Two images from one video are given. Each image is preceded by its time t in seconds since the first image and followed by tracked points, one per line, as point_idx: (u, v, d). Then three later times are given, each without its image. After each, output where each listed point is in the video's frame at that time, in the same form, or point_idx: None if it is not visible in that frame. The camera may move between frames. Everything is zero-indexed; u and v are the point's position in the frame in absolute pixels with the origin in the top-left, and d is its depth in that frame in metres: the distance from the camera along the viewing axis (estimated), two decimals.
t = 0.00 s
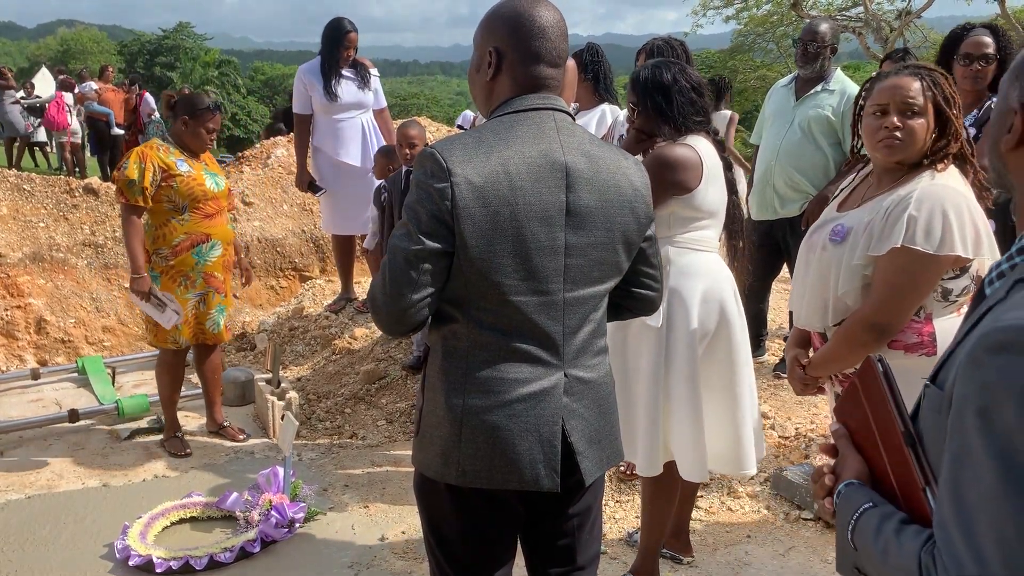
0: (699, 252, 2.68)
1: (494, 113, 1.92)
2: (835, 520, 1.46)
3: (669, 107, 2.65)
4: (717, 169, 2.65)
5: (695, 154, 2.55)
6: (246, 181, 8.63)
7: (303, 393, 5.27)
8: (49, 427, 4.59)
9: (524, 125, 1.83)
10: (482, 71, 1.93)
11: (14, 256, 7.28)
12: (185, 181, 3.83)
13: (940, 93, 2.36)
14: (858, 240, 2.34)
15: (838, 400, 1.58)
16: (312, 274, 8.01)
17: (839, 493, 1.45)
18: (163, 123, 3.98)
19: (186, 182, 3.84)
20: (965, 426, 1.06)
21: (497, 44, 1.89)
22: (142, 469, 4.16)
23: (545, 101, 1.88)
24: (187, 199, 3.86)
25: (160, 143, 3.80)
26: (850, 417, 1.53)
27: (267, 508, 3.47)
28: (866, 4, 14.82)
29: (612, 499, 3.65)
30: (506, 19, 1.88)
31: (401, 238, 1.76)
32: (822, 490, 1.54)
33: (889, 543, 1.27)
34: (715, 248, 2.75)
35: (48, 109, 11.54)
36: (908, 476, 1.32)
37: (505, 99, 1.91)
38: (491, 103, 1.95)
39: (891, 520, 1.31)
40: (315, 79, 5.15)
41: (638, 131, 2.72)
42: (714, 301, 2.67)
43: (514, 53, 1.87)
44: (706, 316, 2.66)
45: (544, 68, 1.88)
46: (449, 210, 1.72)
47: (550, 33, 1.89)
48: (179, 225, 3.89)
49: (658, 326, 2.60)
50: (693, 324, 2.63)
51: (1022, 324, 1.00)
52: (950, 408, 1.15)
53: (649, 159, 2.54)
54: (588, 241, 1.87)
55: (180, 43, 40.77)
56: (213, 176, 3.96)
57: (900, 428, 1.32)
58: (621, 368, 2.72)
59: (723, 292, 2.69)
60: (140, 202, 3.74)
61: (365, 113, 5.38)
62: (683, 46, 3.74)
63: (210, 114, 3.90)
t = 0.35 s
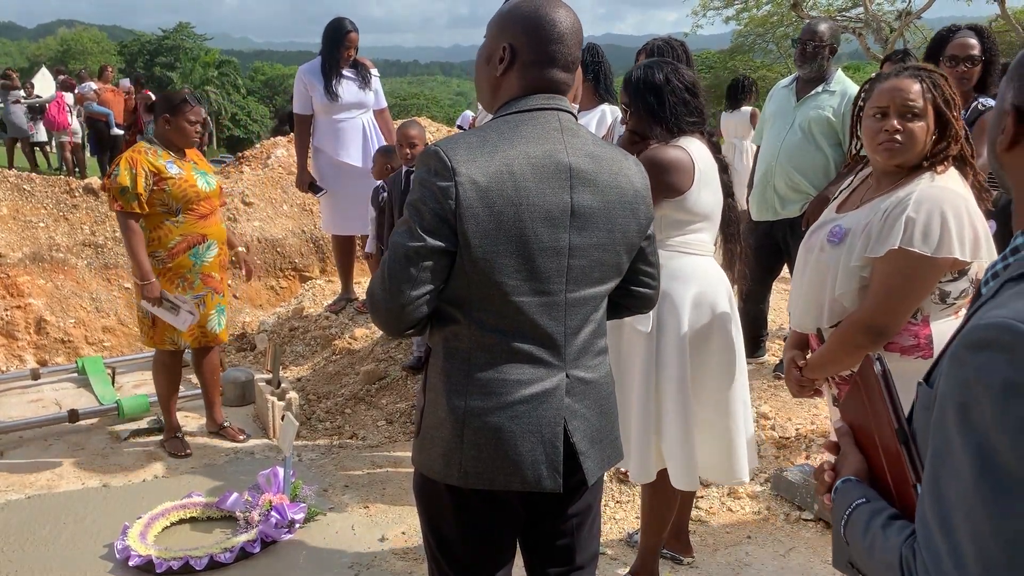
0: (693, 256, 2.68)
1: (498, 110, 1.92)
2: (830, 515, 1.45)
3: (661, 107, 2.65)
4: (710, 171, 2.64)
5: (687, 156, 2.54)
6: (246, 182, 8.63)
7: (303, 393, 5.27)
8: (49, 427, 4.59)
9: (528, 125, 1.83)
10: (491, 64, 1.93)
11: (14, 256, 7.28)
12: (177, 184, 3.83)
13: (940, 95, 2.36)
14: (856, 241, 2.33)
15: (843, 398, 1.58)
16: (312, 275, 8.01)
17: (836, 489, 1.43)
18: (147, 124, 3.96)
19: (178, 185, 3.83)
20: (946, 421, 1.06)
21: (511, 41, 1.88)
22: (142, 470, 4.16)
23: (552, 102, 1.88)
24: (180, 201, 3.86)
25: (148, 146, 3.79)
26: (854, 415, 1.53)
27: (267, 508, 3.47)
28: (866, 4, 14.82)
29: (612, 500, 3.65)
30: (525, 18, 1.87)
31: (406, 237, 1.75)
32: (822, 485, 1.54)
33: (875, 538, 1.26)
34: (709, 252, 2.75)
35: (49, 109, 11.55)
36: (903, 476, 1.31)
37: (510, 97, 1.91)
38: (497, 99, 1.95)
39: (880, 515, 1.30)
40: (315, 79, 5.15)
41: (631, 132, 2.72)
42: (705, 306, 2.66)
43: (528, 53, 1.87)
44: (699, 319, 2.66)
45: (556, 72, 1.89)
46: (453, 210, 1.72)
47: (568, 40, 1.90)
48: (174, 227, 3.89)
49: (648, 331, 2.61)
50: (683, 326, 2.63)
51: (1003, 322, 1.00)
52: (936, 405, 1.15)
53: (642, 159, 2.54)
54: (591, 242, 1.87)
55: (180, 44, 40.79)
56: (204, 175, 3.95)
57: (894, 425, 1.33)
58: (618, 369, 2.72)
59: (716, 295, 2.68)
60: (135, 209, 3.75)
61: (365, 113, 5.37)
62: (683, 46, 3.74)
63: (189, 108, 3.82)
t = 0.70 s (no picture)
0: (684, 258, 2.67)
1: (523, 112, 1.90)
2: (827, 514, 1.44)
3: (654, 109, 2.65)
4: (705, 173, 2.63)
5: (680, 157, 2.53)
6: (246, 182, 8.62)
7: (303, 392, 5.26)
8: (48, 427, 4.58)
9: (553, 133, 1.82)
10: (522, 64, 1.89)
11: (14, 256, 7.27)
12: (167, 183, 3.82)
13: (946, 93, 2.36)
14: (861, 236, 2.33)
15: (842, 397, 1.58)
16: (312, 274, 8.01)
17: (832, 487, 1.43)
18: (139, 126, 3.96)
19: (168, 185, 3.83)
20: (935, 419, 1.06)
21: (546, 44, 1.86)
22: (142, 469, 4.16)
23: (576, 112, 1.88)
24: (172, 201, 3.86)
25: (138, 148, 3.79)
26: (852, 414, 1.52)
27: (267, 508, 3.47)
28: (866, 4, 14.81)
29: (612, 499, 3.64)
30: (565, 24, 1.85)
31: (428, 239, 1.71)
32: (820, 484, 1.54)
33: (867, 536, 1.26)
34: (704, 254, 2.74)
35: (48, 108, 11.54)
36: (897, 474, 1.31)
37: (537, 100, 1.89)
38: (523, 99, 1.92)
39: (874, 513, 1.29)
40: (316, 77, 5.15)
41: (627, 135, 2.73)
42: (698, 310, 2.65)
43: (563, 61, 1.85)
44: (691, 321, 2.65)
45: (587, 82, 1.89)
46: (477, 215, 1.71)
47: (603, 51, 1.89)
48: (168, 228, 3.89)
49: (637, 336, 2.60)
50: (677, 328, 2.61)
51: (992, 319, 1.00)
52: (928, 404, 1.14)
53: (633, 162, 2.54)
54: (605, 253, 1.88)
55: (180, 43, 40.79)
56: (196, 174, 3.94)
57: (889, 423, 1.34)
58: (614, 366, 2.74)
59: (709, 297, 2.67)
60: (123, 212, 3.75)
61: (366, 113, 5.36)
62: (683, 45, 3.73)
63: (174, 103, 3.79)
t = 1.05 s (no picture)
0: (681, 258, 2.68)
1: (540, 113, 1.90)
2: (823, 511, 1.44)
3: (655, 107, 2.66)
4: (707, 174, 2.62)
5: (683, 157, 2.52)
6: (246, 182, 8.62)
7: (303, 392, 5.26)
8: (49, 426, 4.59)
9: (574, 132, 1.81)
10: (541, 66, 1.88)
11: (14, 256, 7.27)
12: (163, 184, 3.83)
13: (950, 90, 2.37)
14: (868, 229, 2.33)
15: (836, 395, 1.58)
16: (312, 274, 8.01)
17: (828, 484, 1.44)
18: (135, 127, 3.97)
19: (164, 186, 3.84)
20: (930, 415, 1.06)
21: (568, 47, 1.85)
22: (142, 468, 4.16)
23: (602, 114, 1.88)
24: (168, 202, 3.86)
25: (133, 149, 3.80)
26: (847, 412, 1.52)
27: (266, 508, 3.47)
28: (866, 3, 14.80)
29: (612, 499, 3.64)
30: (589, 27, 1.85)
31: (422, 189, 1.68)
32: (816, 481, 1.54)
33: (863, 533, 1.26)
34: (703, 254, 2.73)
35: (47, 109, 11.55)
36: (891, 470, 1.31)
37: (556, 101, 1.89)
38: (541, 100, 1.91)
39: (869, 510, 1.29)
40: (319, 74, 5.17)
41: (630, 134, 2.73)
42: (698, 308, 2.64)
43: (586, 64, 1.86)
44: (689, 320, 2.63)
45: (607, 87, 1.90)
46: (487, 203, 1.69)
47: (623, 56, 1.90)
48: (165, 228, 3.89)
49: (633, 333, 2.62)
50: (675, 326, 2.61)
51: (988, 316, 1.00)
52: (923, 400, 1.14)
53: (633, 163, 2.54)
54: (610, 255, 1.91)
55: (180, 43, 40.80)
56: (192, 174, 3.95)
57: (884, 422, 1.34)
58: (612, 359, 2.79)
59: (709, 296, 2.66)
60: (118, 213, 3.76)
61: (366, 113, 5.34)
62: (683, 45, 3.73)
63: (170, 104, 3.79)
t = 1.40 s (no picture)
0: (687, 256, 2.67)
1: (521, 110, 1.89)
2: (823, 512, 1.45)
3: (660, 106, 2.66)
4: (711, 171, 2.63)
5: (688, 155, 2.53)
6: (246, 182, 8.62)
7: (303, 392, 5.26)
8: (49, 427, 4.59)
9: (573, 124, 1.81)
10: (515, 64, 1.90)
11: (14, 256, 7.27)
12: (162, 186, 3.83)
13: (946, 89, 2.36)
14: (870, 230, 2.33)
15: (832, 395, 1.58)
16: (312, 274, 8.01)
17: (828, 485, 1.44)
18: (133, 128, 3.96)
19: (163, 188, 3.84)
20: (940, 416, 1.06)
21: (536, 43, 1.87)
22: (142, 469, 4.16)
23: (594, 101, 1.87)
24: (167, 204, 3.86)
25: (131, 151, 3.79)
26: (844, 412, 1.52)
27: (267, 508, 3.47)
28: (866, 3, 14.81)
29: (613, 499, 3.64)
30: (550, 20, 1.87)
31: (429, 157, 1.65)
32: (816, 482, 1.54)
33: (869, 534, 1.26)
34: (707, 251, 2.73)
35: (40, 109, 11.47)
36: (893, 470, 1.31)
37: (535, 97, 1.89)
38: (519, 100, 1.92)
39: (873, 512, 1.30)
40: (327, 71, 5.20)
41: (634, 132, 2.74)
42: (704, 305, 2.63)
43: (555, 55, 1.86)
44: (696, 317, 2.63)
45: (576, 73, 1.88)
46: (482, 182, 1.68)
47: (588, 40, 1.89)
48: (163, 230, 3.90)
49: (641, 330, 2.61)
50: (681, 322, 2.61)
51: (997, 317, 1.00)
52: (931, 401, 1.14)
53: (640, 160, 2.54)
54: (600, 242, 1.90)
55: (180, 44, 40.81)
56: (190, 175, 3.94)
57: (886, 419, 1.33)
58: (616, 354, 2.77)
59: (715, 293, 2.66)
60: (118, 215, 3.74)
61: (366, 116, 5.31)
62: (684, 45, 3.74)
63: (170, 106, 3.79)
